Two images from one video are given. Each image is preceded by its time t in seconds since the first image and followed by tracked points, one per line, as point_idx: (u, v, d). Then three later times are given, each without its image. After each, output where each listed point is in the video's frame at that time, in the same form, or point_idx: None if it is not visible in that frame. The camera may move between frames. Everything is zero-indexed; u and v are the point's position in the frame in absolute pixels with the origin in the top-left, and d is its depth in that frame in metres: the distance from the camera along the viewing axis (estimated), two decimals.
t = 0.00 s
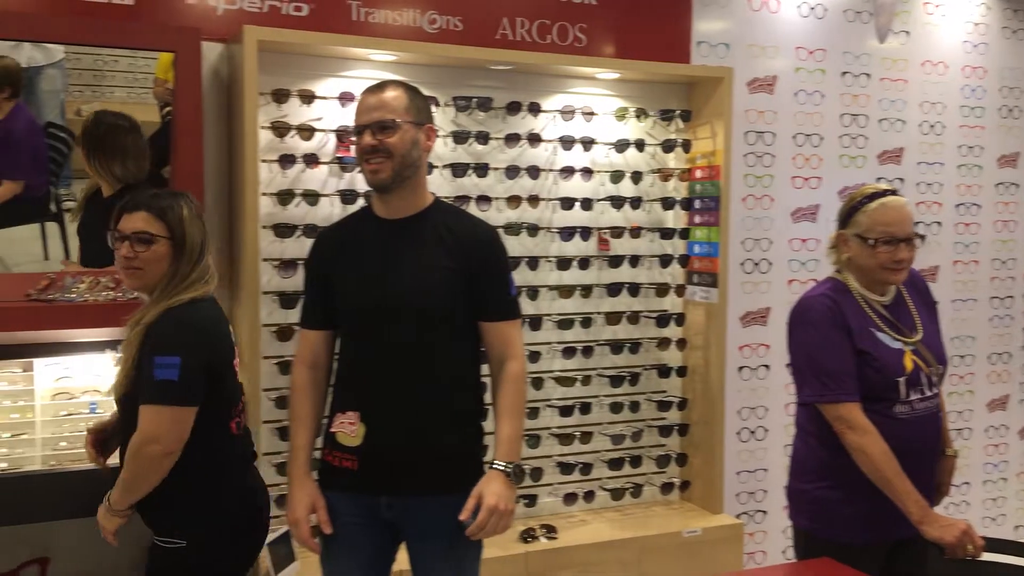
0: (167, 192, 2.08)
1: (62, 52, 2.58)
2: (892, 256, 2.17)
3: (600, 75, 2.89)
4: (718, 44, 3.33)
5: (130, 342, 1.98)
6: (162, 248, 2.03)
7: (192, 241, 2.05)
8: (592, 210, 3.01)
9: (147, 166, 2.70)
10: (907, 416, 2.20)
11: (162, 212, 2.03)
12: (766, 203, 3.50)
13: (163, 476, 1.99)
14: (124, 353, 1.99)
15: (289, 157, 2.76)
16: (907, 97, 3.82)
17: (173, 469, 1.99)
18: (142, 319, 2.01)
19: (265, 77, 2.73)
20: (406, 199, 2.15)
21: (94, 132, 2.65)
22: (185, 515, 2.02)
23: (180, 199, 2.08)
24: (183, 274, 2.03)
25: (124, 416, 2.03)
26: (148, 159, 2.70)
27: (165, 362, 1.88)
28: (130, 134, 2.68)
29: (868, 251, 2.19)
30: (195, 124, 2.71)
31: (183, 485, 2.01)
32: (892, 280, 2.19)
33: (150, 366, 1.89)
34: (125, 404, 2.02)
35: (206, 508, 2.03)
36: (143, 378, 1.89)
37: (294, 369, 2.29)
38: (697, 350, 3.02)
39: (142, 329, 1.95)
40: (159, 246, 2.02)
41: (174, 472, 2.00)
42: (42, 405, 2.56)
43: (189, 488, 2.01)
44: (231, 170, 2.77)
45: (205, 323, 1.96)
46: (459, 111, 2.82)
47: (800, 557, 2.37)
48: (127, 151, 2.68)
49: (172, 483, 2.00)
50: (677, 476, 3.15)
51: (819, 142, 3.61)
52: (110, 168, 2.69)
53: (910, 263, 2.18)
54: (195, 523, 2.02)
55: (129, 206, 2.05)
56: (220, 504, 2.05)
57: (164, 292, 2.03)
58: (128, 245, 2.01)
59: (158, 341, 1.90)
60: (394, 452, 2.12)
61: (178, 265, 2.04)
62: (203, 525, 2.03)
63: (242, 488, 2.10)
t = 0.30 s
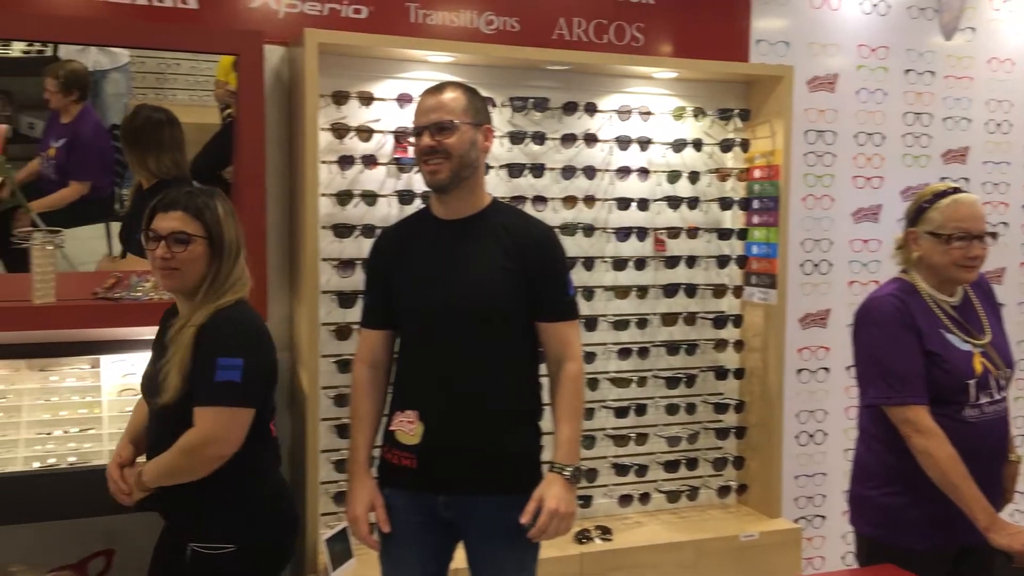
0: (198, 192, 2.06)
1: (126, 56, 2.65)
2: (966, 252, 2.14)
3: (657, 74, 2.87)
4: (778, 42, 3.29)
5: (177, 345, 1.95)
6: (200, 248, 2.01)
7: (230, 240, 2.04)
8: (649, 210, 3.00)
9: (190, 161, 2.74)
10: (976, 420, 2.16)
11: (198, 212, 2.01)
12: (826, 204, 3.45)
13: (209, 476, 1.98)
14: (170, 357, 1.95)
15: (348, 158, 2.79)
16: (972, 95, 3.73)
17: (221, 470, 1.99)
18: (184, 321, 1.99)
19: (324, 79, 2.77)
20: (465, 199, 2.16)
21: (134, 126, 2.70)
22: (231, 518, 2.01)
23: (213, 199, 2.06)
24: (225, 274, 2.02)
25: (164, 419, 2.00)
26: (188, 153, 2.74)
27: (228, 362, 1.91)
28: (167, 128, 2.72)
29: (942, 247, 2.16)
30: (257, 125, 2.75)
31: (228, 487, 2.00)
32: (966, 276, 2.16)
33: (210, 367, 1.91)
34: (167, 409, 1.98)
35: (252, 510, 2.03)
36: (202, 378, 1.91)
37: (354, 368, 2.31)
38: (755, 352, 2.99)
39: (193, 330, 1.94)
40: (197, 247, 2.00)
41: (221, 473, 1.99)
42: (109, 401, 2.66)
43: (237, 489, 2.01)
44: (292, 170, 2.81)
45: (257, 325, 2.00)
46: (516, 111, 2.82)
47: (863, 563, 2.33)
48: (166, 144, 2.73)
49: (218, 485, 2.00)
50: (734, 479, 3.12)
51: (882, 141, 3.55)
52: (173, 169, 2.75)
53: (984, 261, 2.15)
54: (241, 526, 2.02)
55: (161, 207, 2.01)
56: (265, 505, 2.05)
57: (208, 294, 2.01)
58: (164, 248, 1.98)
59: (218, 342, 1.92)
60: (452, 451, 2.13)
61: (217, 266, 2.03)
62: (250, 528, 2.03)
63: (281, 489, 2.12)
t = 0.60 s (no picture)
0: (208, 192, 1.99)
1: (195, 61, 2.71)
2: None
3: (721, 72, 2.83)
4: (846, 39, 3.23)
5: (220, 347, 1.88)
6: (215, 249, 1.93)
7: (245, 240, 1.97)
8: (712, 210, 2.97)
9: (233, 164, 2.78)
10: None
11: (211, 212, 1.95)
12: (895, 204, 3.38)
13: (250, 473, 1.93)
14: (213, 358, 1.87)
15: (410, 159, 2.80)
16: None
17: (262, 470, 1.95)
18: (217, 323, 1.92)
19: (388, 81, 2.79)
20: (529, 197, 2.15)
21: (176, 127, 2.75)
22: (266, 516, 1.97)
23: (228, 198, 1.99)
24: (243, 275, 1.95)
25: (203, 418, 1.92)
26: (229, 157, 2.78)
27: (285, 361, 1.90)
28: (209, 131, 2.76)
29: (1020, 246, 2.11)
30: (322, 125, 2.77)
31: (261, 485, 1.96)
32: None
33: (268, 366, 1.89)
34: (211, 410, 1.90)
35: (282, 510, 1.99)
36: (259, 378, 1.88)
37: (417, 367, 2.32)
38: (821, 355, 2.94)
39: (242, 329, 1.90)
40: (211, 248, 1.93)
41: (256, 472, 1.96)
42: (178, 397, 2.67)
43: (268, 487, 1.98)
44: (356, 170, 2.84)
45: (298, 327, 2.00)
46: (577, 112, 2.81)
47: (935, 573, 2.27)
48: (208, 147, 2.77)
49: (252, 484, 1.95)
50: (798, 485, 3.07)
51: (953, 140, 3.46)
52: (239, 170, 2.79)
53: None
54: (274, 526, 1.97)
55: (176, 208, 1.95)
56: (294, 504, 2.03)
57: (229, 296, 1.95)
58: (178, 248, 1.92)
59: (271, 342, 1.90)
60: (514, 449, 2.12)
61: (233, 266, 1.95)
62: (281, 528, 1.99)
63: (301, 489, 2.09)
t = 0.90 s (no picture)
0: (217, 192, 1.95)
1: (268, 65, 2.75)
2: None
3: (792, 72, 2.79)
4: (921, 37, 3.16)
5: (223, 344, 1.84)
6: (224, 250, 1.89)
7: (255, 241, 1.93)
8: (781, 212, 2.92)
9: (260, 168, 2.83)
10: None
11: (220, 213, 1.90)
12: (972, 205, 3.28)
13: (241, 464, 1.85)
14: (215, 353, 1.84)
15: (475, 160, 2.81)
16: None
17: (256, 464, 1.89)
18: (221, 322, 1.88)
19: (455, 84, 2.81)
20: (596, 198, 2.13)
21: (204, 130, 2.79)
22: (257, 510, 1.89)
23: (236, 198, 1.95)
24: (252, 277, 1.91)
25: (198, 408, 1.85)
26: (257, 161, 2.83)
27: (288, 359, 1.87)
28: (233, 133, 2.81)
29: None
30: (390, 127, 2.80)
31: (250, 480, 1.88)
32: None
33: (270, 364, 1.85)
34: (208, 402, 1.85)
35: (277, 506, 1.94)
36: (261, 373, 1.84)
37: (480, 368, 2.31)
38: (894, 359, 2.90)
39: (246, 324, 1.86)
40: (220, 248, 1.89)
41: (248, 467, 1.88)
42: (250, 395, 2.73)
43: (257, 483, 1.89)
44: (422, 172, 2.86)
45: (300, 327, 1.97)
46: (644, 112, 2.79)
47: None
48: (235, 150, 2.82)
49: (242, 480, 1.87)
50: (869, 492, 3.01)
51: None
52: (308, 171, 2.86)
53: None
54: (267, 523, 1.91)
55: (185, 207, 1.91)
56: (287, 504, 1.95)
57: (236, 297, 1.91)
58: (188, 248, 1.87)
59: (275, 339, 1.87)
60: (579, 453, 2.11)
61: (243, 267, 1.92)
62: (276, 526, 1.92)
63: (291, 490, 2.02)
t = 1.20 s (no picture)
0: (235, 192, 1.94)
1: (339, 69, 2.79)
2: None
3: (866, 70, 2.74)
4: (1001, 33, 3.07)
5: (230, 343, 1.83)
6: (226, 252, 1.88)
7: (259, 245, 1.89)
8: (855, 213, 2.87)
9: (297, 171, 2.87)
10: None
11: (228, 215, 1.89)
12: None
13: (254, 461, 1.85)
14: (225, 355, 1.82)
15: (543, 162, 2.81)
16: None
17: (269, 460, 1.87)
18: (228, 321, 1.88)
19: (523, 86, 2.82)
20: (665, 201, 2.09)
21: (244, 130, 2.81)
22: (275, 509, 1.89)
23: (249, 200, 1.92)
24: (252, 281, 1.88)
25: (210, 405, 1.85)
26: (295, 163, 2.87)
27: (299, 360, 1.84)
28: (276, 134, 2.84)
29: None
30: (457, 129, 2.81)
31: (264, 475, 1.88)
32: None
33: (281, 365, 1.83)
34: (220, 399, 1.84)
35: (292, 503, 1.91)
36: (274, 375, 1.82)
37: (547, 369, 2.29)
38: (971, 365, 2.83)
39: (256, 327, 1.84)
40: (222, 250, 1.88)
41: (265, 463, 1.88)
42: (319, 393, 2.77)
43: (276, 481, 1.89)
44: (488, 173, 2.87)
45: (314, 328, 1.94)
46: (713, 112, 2.76)
47: None
48: (273, 152, 2.85)
49: (258, 475, 1.87)
50: (945, 501, 2.94)
51: None
52: (378, 173, 2.90)
53: None
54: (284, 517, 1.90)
55: (200, 207, 1.92)
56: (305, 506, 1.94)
57: (236, 299, 1.89)
58: (194, 247, 1.89)
59: (286, 340, 1.85)
60: (645, 457, 2.08)
61: (244, 271, 1.89)
62: (295, 521, 1.92)
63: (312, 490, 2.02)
